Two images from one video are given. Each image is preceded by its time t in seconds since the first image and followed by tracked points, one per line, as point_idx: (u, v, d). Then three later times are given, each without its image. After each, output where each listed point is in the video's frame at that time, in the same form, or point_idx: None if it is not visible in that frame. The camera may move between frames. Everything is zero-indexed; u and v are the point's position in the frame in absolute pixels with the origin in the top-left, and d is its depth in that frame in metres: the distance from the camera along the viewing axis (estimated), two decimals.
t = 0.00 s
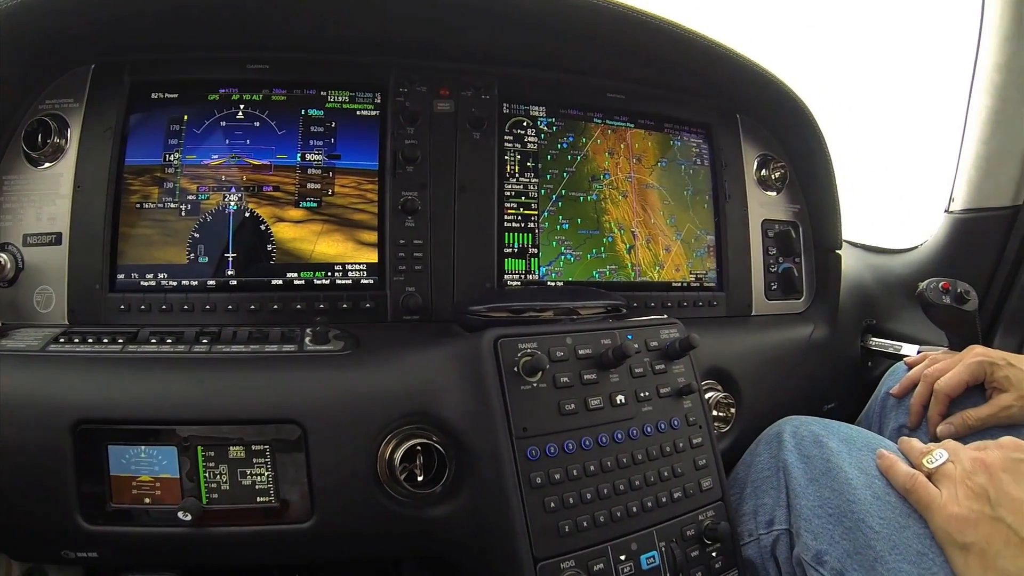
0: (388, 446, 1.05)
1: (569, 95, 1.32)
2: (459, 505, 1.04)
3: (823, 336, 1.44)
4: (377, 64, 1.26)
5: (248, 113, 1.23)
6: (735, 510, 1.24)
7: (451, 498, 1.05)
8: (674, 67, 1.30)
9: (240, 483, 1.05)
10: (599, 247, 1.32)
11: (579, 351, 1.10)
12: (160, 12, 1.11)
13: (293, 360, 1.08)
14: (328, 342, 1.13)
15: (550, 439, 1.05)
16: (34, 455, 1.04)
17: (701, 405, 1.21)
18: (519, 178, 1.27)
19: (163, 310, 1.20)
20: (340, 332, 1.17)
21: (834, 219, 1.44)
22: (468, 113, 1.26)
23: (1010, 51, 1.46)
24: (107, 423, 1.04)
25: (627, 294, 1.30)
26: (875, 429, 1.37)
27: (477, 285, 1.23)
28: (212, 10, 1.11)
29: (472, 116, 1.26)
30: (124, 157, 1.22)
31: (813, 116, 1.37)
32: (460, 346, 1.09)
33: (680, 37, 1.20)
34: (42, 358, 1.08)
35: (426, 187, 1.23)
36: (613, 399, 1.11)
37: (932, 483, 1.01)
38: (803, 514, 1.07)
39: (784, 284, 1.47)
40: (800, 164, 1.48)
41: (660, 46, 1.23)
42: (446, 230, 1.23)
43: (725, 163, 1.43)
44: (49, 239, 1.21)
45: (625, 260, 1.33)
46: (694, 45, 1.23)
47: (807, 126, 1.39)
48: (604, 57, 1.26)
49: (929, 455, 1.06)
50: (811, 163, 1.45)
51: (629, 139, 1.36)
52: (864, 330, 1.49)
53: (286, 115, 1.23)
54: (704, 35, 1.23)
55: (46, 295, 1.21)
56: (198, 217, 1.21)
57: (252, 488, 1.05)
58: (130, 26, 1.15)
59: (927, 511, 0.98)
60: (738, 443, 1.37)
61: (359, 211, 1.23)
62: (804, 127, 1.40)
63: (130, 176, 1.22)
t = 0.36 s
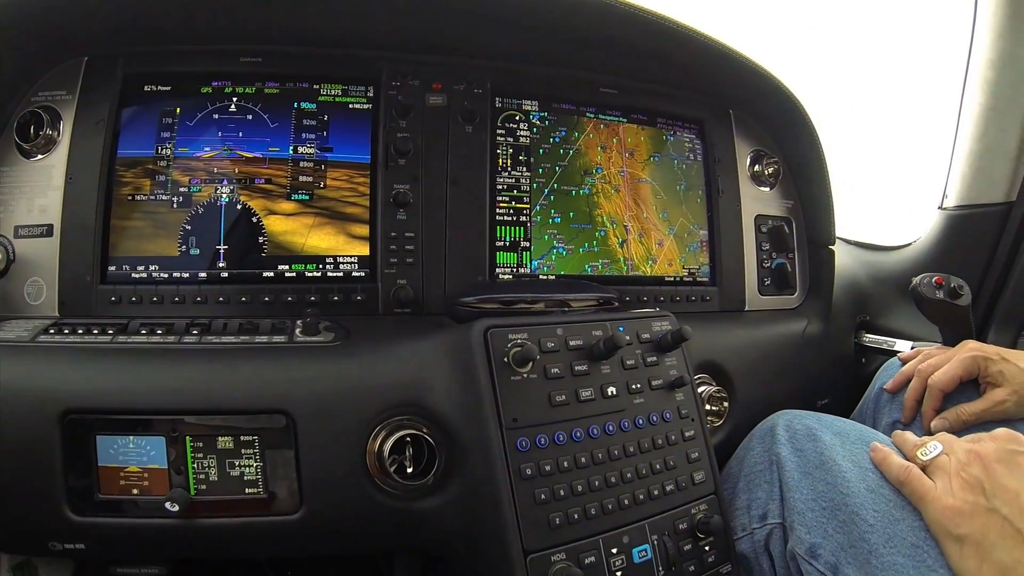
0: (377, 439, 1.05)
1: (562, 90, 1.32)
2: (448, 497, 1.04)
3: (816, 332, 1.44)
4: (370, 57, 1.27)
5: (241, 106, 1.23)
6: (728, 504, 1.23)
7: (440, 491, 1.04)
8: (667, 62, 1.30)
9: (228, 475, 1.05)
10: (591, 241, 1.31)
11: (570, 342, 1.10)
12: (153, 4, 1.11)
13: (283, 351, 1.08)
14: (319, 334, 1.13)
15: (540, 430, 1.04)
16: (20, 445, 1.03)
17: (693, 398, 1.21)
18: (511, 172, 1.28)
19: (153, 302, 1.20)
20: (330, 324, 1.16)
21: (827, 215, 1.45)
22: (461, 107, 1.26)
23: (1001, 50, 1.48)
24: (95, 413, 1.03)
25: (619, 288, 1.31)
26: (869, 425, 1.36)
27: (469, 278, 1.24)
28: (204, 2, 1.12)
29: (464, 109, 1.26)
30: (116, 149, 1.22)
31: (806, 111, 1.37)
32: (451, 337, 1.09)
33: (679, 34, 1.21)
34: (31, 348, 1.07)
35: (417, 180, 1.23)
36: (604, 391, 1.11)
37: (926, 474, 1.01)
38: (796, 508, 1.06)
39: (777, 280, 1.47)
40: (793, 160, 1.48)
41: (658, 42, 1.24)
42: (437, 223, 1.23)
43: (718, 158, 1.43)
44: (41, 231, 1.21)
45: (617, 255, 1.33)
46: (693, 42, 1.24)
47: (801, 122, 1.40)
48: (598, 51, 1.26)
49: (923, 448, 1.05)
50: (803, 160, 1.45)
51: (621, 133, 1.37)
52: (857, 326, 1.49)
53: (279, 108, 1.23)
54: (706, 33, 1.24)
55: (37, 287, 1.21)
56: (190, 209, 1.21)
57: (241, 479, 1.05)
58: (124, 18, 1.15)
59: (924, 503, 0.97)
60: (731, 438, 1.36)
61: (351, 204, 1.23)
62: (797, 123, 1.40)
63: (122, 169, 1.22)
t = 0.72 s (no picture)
0: (365, 435, 1.04)
1: (555, 86, 1.33)
2: (437, 491, 1.03)
3: (809, 329, 1.43)
4: (363, 53, 1.27)
5: (234, 100, 1.23)
6: (721, 501, 1.23)
7: (429, 486, 1.04)
8: (661, 58, 1.30)
9: (217, 468, 1.04)
10: (583, 236, 1.32)
11: (561, 336, 1.09)
12: None
13: (273, 344, 1.07)
14: (309, 327, 1.12)
15: (530, 423, 1.04)
16: (6, 438, 1.02)
17: (685, 392, 1.20)
18: (503, 167, 1.28)
19: (144, 296, 1.20)
20: (321, 318, 1.16)
21: (820, 212, 1.45)
22: (453, 102, 1.26)
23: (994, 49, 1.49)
24: (83, 405, 1.03)
25: (611, 284, 1.31)
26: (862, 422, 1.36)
27: (460, 273, 1.24)
28: None
29: (457, 104, 1.26)
30: (108, 143, 1.22)
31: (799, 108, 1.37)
32: (441, 330, 1.09)
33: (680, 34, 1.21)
34: (20, 340, 1.07)
35: (409, 175, 1.23)
36: (595, 385, 1.10)
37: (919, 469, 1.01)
38: (790, 503, 1.05)
39: (770, 277, 1.47)
40: (786, 158, 1.49)
41: (655, 40, 1.24)
42: (429, 217, 1.23)
43: (711, 155, 1.44)
44: (32, 224, 1.21)
45: (609, 250, 1.33)
46: (690, 40, 1.24)
47: (793, 119, 1.40)
48: (591, 47, 1.26)
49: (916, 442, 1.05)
50: (796, 157, 1.46)
51: (614, 129, 1.37)
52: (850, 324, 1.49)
53: (271, 103, 1.24)
54: (704, 32, 1.24)
55: (28, 281, 1.21)
56: (182, 203, 1.21)
57: (229, 473, 1.05)
58: (117, 12, 1.15)
59: (918, 496, 0.97)
60: (723, 434, 1.36)
61: (343, 198, 1.23)
62: (791, 121, 1.41)
63: (114, 163, 1.22)
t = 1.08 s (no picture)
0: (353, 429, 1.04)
1: (547, 82, 1.33)
2: (425, 485, 1.03)
3: (801, 327, 1.43)
4: (356, 47, 1.27)
5: (226, 93, 1.24)
6: (712, 498, 1.22)
7: (416, 479, 1.03)
8: (654, 56, 1.31)
9: (203, 460, 1.04)
10: (575, 232, 1.32)
11: (550, 330, 1.09)
12: None
13: (261, 336, 1.07)
14: (298, 320, 1.12)
15: (519, 417, 1.03)
16: None
17: (676, 388, 1.20)
18: (495, 162, 1.28)
19: (134, 289, 1.19)
20: (310, 311, 1.16)
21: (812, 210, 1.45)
22: (445, 97, 1.26)
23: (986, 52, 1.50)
24: (70, 396, 1.02)
25: (603, 280, 1.30)
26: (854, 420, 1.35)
27: (451, 267, 1.24)
28: None
29: (449, 99, 1.26)
30: (99, 135, 1.22)
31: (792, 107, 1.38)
32: (430, 322, 1.09)
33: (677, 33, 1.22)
34: (8, 331, 1.06)
35: (400, 169, 1.23)
36: (584, 379, 1.10)
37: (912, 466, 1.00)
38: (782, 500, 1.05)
39: (762, 275, 1.47)
40: (779, 156, 1.49)
41: (648, 37, 1.24)
42: (420, 212, 1.23)
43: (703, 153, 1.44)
44: (22, 216, 1.21)
45: (601, 246, 1.34)
46: (688, 39, 1.25)
47: (786, 117, 1.40)
48: (585, 44, 1.27)
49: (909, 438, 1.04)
50: (789, 155, 1.46)
51: (606, 126, 1.38)
52: (842, 322, 1.49)
53: (263, 96, 1.24)
54: (703, 32, 1.25)
55: (17, 273, 1.20)
56: (173, 195, 1.21)
57: (215, 465, 1.04)
58: (109, 4, 1.15)
59: (910, 494, 0.96)
60: (714, 432, 1.36)
61: (334, 192, 1.23)
62: (784, 119, 1.41)
63: (105, 155, 1.21)
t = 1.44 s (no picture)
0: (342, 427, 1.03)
1: (541, 81, 1.33)
2: (414, 483, 1.02)
3: (794, 326, 1.43)
4: (349, 45, 1.27)
5: (219, 90, 1.24)
6: (705, 498, 1.22)
7: (405, 477, 1.03)
8: (648, 55, 1.31)
9: (192, 457, 1.04)
10: (567, 231, 1.32)
11: (541, 327, 1.09)
12: None
13: (251, 333, 1.07)
14: (288, 317, 1.12)
15: (509, 415, 1.03)
16: None
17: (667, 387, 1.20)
18: (487, 160, 1.28)
19: (125, 286, 1.19)
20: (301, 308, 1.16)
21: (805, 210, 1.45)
22: (438, 95, 1.26)
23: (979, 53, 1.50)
24: (60, 392, 1.02)
25: (595, 278, 1.30)
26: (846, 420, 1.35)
27: (442, 265, 1.24)
28: None
29: (442, 97, 1.26)
30: (92, 131, 1.22)
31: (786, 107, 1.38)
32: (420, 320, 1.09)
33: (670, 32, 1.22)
34: None
35: (393, 167, 1.23)
36: (575, 377, 1.10)
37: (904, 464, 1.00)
38: (774, 500, 1.04)
39: (755, 274, 1.47)
40: (773, 155, 1.49)
41: (641, 36, 1.24)
42: (412, 210, 1.24)
43: (696, 152, 1.44)
44: (14, 212, 1.21)
45: (593, 245, 1.34)
46: (681, 38, 1.25)
47: (780, 117, 1.41)
48: (577, 43, 1.27)
49: (901, 438, 1.04)
50: (783, 155, 1.46)
51: (599, 124, 1.38)
52: (835, 322, 1.49)
53: (256, 93, 1.24)
54: (695, 31, 1.25)
55: (9, 269, 1.20)
56: (165, 192, 1.21)
57: (205, 461, 1.04)
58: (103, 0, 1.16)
59: (903, 493, 0.96)
60: (707, 432, 1.36)
61: (326, 189, 1.23)
62: (778, 118, 1.41)
63: (97, 151, 1.21)
